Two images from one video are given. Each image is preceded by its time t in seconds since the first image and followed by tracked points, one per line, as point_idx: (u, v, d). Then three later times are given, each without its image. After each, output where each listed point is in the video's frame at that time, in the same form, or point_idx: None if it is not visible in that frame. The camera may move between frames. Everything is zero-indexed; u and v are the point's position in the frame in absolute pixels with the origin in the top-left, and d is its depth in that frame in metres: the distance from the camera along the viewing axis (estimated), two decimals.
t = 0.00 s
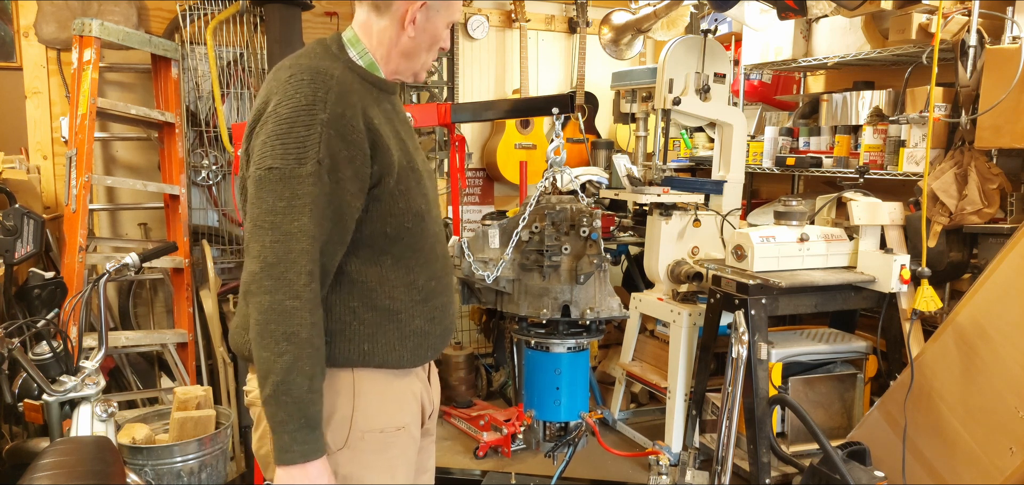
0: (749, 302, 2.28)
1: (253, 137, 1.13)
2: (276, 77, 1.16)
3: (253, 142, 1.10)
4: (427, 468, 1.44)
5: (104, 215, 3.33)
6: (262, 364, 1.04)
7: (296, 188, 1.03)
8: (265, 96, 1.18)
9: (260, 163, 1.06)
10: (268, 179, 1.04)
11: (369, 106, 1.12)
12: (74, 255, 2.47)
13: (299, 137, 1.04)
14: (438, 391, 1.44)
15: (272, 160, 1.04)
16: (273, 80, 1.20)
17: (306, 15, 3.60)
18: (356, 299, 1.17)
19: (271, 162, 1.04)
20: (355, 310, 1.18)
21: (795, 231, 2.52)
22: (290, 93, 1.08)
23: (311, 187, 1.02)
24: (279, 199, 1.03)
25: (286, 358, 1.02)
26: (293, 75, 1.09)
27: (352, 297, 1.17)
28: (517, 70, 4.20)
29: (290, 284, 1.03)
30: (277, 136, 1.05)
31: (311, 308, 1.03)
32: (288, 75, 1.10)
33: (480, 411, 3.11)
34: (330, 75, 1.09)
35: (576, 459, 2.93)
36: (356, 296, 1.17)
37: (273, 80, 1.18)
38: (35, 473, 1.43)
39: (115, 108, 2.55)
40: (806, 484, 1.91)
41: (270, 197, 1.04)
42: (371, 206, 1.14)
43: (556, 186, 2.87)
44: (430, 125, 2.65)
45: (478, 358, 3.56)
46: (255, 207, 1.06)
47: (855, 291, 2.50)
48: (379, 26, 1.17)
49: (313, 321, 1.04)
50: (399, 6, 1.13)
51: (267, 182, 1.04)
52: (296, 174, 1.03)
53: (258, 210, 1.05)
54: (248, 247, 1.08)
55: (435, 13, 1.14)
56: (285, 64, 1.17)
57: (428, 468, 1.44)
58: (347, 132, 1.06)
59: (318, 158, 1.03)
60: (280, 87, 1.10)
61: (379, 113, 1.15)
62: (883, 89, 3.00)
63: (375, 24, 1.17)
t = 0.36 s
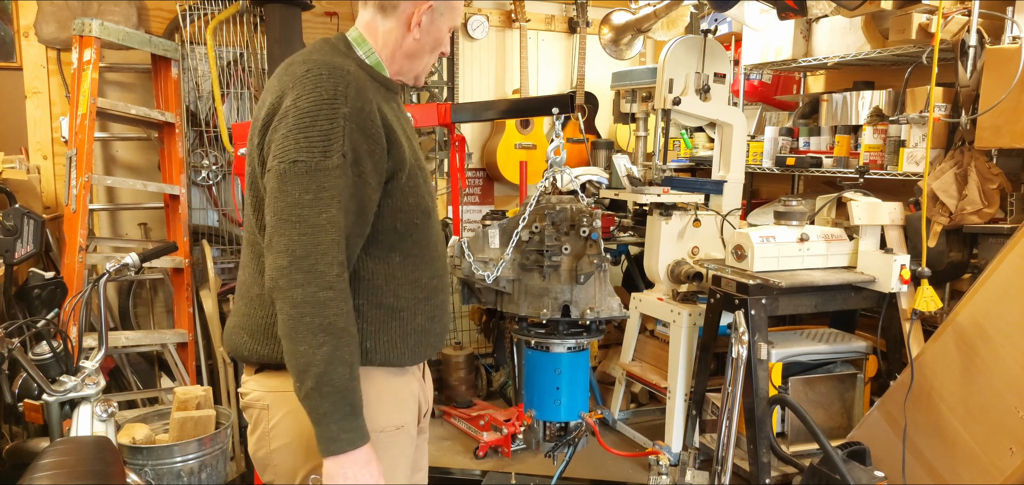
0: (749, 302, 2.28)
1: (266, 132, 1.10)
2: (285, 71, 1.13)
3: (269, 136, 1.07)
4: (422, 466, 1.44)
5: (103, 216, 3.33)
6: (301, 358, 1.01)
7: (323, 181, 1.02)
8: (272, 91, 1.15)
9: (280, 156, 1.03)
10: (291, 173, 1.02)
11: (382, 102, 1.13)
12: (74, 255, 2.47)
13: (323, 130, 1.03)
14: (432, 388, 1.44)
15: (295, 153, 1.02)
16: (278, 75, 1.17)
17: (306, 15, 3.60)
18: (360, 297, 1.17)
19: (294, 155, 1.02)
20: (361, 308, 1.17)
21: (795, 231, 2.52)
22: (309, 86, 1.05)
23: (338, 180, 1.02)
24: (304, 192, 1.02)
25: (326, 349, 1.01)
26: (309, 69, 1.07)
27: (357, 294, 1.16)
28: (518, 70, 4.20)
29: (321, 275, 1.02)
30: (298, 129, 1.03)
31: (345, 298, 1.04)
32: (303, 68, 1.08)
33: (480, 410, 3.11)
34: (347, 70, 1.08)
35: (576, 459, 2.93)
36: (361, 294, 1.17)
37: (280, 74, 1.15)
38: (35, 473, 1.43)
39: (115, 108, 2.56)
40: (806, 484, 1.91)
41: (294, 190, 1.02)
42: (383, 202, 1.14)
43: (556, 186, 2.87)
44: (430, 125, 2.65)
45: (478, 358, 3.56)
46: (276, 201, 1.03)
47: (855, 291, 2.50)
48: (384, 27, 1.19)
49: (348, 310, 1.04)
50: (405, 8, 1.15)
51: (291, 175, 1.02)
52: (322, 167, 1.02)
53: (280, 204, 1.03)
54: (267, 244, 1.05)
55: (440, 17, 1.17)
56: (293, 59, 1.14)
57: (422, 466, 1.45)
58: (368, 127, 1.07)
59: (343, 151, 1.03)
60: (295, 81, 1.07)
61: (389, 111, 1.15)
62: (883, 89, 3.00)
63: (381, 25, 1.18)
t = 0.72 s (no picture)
0: (749, 302, 2.28)
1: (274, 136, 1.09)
2: (296, 73, 1.12)
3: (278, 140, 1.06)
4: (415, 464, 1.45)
5: (103, 216, 3.33)
6: (309, 365, 1.02)
7: (332, 188, 1.02)
8: (282, 94, 1.14)
9: (289, 160, 1.02)
10: (300, 178, 1.01)
11: (395, 111, 1.13)
12: (74, 256, 2.48)
13: (335, 137, 1.02)
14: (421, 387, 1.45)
15: (305, 159, 1.01)
16: (289, 78, 1.16)
17: (306, 15, 3.60)
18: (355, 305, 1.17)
19: (304, 161, 1.01)
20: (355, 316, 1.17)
21: (795, 231, 2.52)
22: (321, 92, 1.05)
23: (348, 189, 1.02)
24: (312, 199, 1.01)
25: (334, 356, 1.02)
26: (322, 74, 1.07)
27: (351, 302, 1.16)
28: (517, 70, 4.20)
29: (327, 283, 1.02)
30: (310, 134, 1.02)
31: (350, 306, 1.04)
32: (318, 73, 1.08)
33: (481, 411, 3.11)
34: (360, 77, 1.08)
35: (576, 459, 2.93)
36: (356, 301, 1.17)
37: (291, 77, 1.14)
38: (35, 473, 1.43)
39: (115, 108, 2.55)
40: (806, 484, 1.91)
41: (302, 196, 1.01)
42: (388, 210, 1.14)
43: (556, 186, 2.87)
44: (430, 125, 2.65)
45: (478, 358, 3.55)
46: (282, 205, 1.02)
47: (855, 291, 2.50)
48: (399, 31, 1.19)
49: (352, 318, 1.04)
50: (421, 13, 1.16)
51: (299, 180, 1.01)
52: (332, 174, 1.01)
53: (286, 209, 1.01)
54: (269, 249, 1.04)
55: (455, 24, 1.17)
56: (305, 62, 1.14)
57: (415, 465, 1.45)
58: (380, 135, 1.07)
59: (354, 160, 1.03)
60: (309, 85, 1.07)
61: (401, 119, 1.16)
62: (883, 89, 3.00)
63: (396, 29, 1.19)
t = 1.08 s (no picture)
0: (749, 302, 2.28)
1: (330, 193, 1.04)
2: (381, 139, 1.07)
3: (334, 207, 1.02)
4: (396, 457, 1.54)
5: (104, 216, 3.33)
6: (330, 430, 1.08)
7: (368, 292, 1.02)
8: (358, 144, 1.08)
9: (337, 247, 1.00)
10: (341, 272, 1.00)
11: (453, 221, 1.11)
12: (74, 256, 2.48)
13: (388, 247, 1.01)
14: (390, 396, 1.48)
15: (355, 258, 1.00)
16: (372, 130, 1.10)
17: (306, 15, 3.60)
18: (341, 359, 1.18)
19: (352, 258, 1.00)
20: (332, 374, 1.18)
21: (795, 231, 2.52)
22: (395, 191, 1.02)
23: (381, 298, 1.03)
24: (345, 295, 1.01)
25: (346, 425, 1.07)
26: (405, 172, 1.03)
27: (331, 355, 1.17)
28: (517, 70, 4.20)
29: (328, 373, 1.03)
30: (368, 235, 1.00)
31: (356, 389, 1.06)
32: (403, 169, 1.03)
33: (481, 411, 3.10)
34: (437, 187, 1.05)
35: (576, 459, 2.93)
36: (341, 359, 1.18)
37: (375, 133, 1.09)
38: (35, 473, 1.43)
39: (115, 108, 2.55)
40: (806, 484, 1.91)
41: (335, 289, 1.01)
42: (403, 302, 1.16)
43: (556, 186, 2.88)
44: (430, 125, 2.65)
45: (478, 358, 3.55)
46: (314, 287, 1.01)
47: (855, 291, 2.50)
48: (485, 168, 1.08)
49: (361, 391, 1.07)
50: (514, 176, 1.05)
51: (339, 273, 1.00)
52: (372, 280, 1.02)
53: (318, 297, 1.01)
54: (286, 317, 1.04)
55: (538, 190, 1.08)
56: (393, 130, 1.08)
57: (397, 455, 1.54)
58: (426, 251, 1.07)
59: (396, 273, 1.03)
60: (386, 176, 1.02)
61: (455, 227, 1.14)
62: (883, 89, 3.00)
63: (484, 165, 1.07)
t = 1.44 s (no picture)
0: (749, 302, 2.28)
1: (376, 311, 1.21)
2: (442, 264, 1.23)
3: (380, 321, 1.19)
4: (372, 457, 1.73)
5: (104, 215, 3.33)
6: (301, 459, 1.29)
7: (385, 404, 1.23)
8: (421, 256, 1.24)
9: (369, 367, 1.19)
10: (367, 387, 1.20)
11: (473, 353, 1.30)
12: (74, 256, 2.49)
13: (413, 376, 1.21)
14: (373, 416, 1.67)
15: (381, 378, 1.19)
16: (436, 242, 1.26)
17: (306, 15, 3.61)
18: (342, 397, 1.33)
19: (381, 379, 1.20)
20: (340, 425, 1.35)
21: (795, 231, 2.52)
22: (436, 329, 1.19)
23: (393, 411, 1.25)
24: (363, 404, 1.22)
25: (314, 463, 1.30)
26: (452, 312, 1.20)
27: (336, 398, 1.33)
28: (517, 70, 4.20)
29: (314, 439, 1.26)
30: (399, 363, 1.19)
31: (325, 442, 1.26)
32: (447, 311, 1.20)
33: (481, 411, 3.10)
34: (471, 329, 1.23)
35: (575, 459, 2.93)
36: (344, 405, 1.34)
37: (439, 251, 1.25)
38: (35, 473, 1.43)
39: (115, 108, 2.55)
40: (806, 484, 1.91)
41: (355, 399, 1.21)
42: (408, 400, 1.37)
43: (556, 186, 2.88)
44: (430, 126, 2.64)
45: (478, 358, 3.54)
46: (339, 393, 1.21)
47: (855, 291, 2.50)
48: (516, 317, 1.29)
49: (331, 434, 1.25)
50: (531, 344, 1.27)
51: (364, 387, 1.20)
52: (387, 398, 1.22)
53: (339, 397, 1.21)
54: (303, 399, 1.25)
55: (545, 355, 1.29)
56: (455, 255, 1.24)
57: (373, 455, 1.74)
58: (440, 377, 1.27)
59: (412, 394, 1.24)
60: (430, 316, 1.19)
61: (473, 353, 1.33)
62: (883, 89, 3.00)
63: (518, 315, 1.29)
